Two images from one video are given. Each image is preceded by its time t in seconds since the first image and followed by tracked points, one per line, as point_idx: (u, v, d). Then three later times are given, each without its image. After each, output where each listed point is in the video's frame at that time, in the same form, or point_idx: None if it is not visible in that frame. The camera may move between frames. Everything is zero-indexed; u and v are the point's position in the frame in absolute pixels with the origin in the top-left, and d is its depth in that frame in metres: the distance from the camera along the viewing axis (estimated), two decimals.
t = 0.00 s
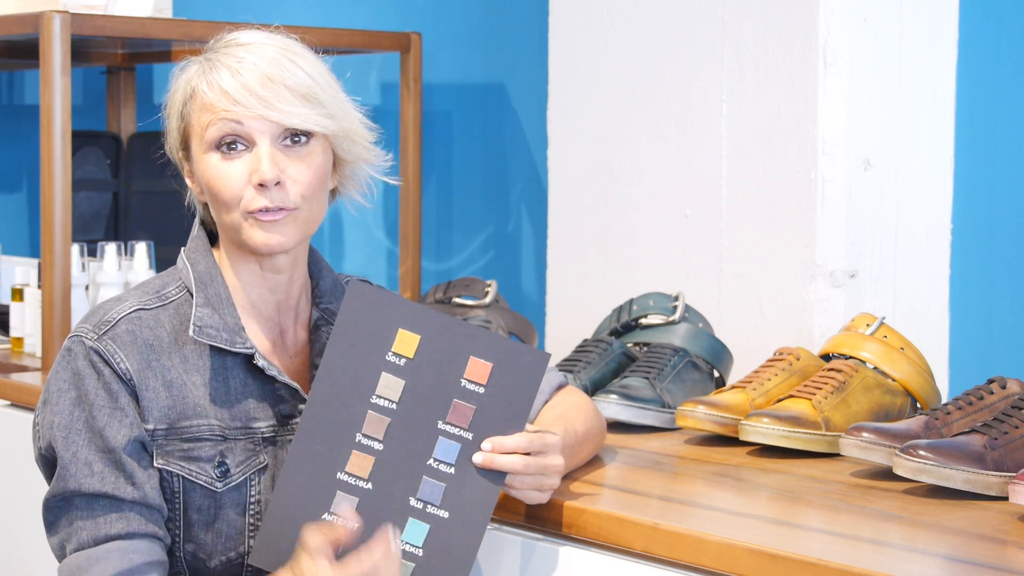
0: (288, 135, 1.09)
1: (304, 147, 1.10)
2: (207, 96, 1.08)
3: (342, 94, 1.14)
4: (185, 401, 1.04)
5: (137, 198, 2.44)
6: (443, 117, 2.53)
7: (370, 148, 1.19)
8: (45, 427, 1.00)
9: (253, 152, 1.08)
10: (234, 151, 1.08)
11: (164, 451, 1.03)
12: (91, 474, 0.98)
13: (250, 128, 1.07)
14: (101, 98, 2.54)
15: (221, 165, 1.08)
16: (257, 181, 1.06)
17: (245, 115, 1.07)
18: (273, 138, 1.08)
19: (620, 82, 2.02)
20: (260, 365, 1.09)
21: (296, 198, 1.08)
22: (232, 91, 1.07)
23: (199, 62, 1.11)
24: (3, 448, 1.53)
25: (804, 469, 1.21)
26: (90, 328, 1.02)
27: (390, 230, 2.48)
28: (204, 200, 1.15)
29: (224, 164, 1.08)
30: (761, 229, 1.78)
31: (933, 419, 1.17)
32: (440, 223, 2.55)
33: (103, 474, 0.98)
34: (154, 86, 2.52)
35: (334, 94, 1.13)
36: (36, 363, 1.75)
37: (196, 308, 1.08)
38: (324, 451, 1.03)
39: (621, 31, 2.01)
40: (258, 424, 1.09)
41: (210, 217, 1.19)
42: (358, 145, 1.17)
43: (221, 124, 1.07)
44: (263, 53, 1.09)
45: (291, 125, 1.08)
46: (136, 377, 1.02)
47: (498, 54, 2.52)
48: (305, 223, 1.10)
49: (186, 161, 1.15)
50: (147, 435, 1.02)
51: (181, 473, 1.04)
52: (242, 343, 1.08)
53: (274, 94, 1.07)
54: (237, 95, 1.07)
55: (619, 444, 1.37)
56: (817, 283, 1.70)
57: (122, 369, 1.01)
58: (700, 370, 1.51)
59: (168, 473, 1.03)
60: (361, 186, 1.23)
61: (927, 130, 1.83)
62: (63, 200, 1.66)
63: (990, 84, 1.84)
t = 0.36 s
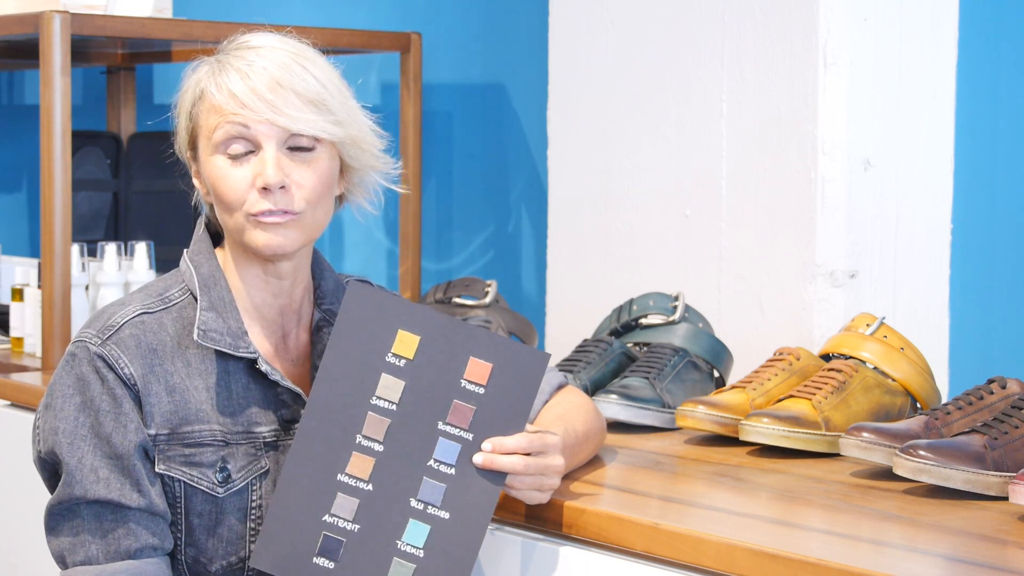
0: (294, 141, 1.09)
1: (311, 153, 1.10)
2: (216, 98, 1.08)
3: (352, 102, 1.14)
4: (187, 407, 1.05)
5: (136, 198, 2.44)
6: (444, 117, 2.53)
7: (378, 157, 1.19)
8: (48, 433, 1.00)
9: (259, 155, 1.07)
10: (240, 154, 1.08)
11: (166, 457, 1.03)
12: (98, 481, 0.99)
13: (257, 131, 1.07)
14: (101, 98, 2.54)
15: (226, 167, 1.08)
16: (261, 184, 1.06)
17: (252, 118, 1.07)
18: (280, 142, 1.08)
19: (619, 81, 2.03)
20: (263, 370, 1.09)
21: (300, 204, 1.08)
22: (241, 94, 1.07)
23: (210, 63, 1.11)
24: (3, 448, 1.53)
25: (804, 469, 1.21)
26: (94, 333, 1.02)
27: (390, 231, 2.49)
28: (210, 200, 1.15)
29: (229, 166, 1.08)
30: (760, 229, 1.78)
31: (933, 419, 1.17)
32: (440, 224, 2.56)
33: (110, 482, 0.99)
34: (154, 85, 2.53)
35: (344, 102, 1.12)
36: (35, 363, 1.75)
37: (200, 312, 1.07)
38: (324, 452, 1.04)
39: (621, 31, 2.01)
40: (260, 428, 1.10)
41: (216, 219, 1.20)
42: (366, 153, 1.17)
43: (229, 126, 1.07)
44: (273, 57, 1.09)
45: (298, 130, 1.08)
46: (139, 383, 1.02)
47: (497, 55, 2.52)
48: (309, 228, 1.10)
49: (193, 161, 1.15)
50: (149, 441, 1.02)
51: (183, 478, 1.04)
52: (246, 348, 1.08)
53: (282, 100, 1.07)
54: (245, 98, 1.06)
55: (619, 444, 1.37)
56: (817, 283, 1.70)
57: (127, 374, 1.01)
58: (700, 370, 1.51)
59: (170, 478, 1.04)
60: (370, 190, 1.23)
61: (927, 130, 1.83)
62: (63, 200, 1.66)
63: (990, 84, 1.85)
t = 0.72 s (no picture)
0: (315, 140, 1.10)
1: (329, 154, 1.12)
2: (241, 92, 1.08)
3: (367, 107, 1.16)
4: (179, 397, 1.04)
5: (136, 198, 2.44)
6: (443, 116, 2.53)
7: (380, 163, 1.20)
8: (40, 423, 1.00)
9: (282, 152, 1.08)
10: (261, 150, 1.08)
11: (158, 446, 1.03)
12: (85, 466, 0.98)
13: (282, 129, 1.08)
14: (101, 98, 2.53)
15: (246, 160, 1.08)
16: (285, 183, 1.07)
17: (279, 115, 1.07)
18: (303, 142, 1.09)
19: (619, 82, 2.03)
20: (257, 362, 1.09)
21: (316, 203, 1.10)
22: (269, 91, 1.07)
23: (231, 55, 1.10)
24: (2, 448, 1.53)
25: (804, 469, 1.21)
26: (85, 324, 1.02)
27: (390, 231, 2.49)
28: (213, 191, 1.14)
29: (249, 160, 1.08)
30: (761, 230, 1.78)
31: (933, 419, 1.17)
32: (440, 224, 2.56)
33: (97, 467, 0.98)
34: (154, 85, 2.53)
35: (361, 107, 1.14)
36: (35, 363, 1.75)
37: (192, 305, 1.08)
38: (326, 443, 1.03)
39: (621, 31, 2.01)
40: (254, 420, 1.10)
41: (215, 218, 1.21)
42: (372, 158, 1.18)
43: (253, 121, 1.07)
44: (303, 56, 1.09)
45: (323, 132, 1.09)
46: (130, 373, 1.02)
47: (496, 54, 2.52)
48: (321, 228, 1.11)
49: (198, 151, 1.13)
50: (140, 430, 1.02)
51: (174, 468, 1.04)
52: (238, 339, 1.08)
53: (311, 99, 1.08)
54: (276, 95, 1.07)
55: (619, 444, 1.37)
56: (817, 283, 1.70)
57: (117, 364, 1.01)
58: (700, 370, 1.51)
59: (162, 468, 1.03)
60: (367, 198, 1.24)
61: (928, 129, 1.83)
62: (63, 199, 1.66)
63: (990, 84, 1.85)
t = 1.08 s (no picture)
0: (327, 156, 1.10)
1: (340, 172, 1.11)
2: (261, 97, 1.08)
3: (390, 133, 1.15)
4: (169, 399, 1.05)
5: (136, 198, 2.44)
6: (443, 116, 2.53)
7: (400, 191, 1.19)
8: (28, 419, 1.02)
9: (290, 162, 1.08)
10: (272, 157, 1.08)
11: (147, 448, 1.03)
12: (51, 470, 0.99)
13: (295, 140, 1.07)
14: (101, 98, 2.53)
15: (255, 165, 1.08)
16: (289, 194, 1.06)
17: (294, 125, 1.07)
18: (315, 156, 1.09)
19: (619, 82, 2.03)
20: (252, 362, 1.09)
21: (320, 219, 1.09)
22: (289, 99, 1.07)
23: (259, 59, 1.11)
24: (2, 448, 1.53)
25: (804, 469, 1.21)
26: (77, 323, 1.03)
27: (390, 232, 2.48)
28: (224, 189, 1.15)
29: (258, 165, 1.08)
30: (761, 230, 1.78)
31: (933, 419, 1.17)
32: (441, 224, 2.55)
33: (63, 471, 0.99)
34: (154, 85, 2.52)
35: (382, 132, 1.14)
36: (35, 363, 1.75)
37: (188, 303, 1.08)
38: (327, 440, 1.04)
39: (621, 31, 2.01)
40: (248, 421, 1.09)
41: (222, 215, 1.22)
42: (389, 185, 1.17)
43: (268, 127, 1.07)
44: (327, 70, 1.10)
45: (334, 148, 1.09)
46: (117, 375, 1.02)
47: (497, 55, 2.53)
48: (320, 247, 1.10)
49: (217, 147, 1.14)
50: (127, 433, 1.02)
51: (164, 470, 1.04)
52: (234, 339, 1.08)
53: (327, 114, 1.08)
54: (293, 104, 1.07)
55: (619, 444, 1.37)
56: (817, 283, 1.70)
57: (104, 364, 1.01)
58: (700, 370, 1.51)
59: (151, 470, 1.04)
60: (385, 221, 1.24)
61: (928, 129, 1.83)
62: (63, 199, 1.66)
63: (990, 84, 1.84)
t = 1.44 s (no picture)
0: (328, 143, 1.11)
1: (341, 159, 1.12)
2: (256, 92, 1.08)
3: (379, 113, 1.17)
4: (176, 402, 1.04)
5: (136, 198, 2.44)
6: (443, 117, 2.53)
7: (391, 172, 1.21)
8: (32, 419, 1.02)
9: (295, 154, 1.08)
10: (275, 151, 1.08)
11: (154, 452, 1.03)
12: (52, 473, 0.99)
13: (298, 130, 1.08)
14: (101, 98, 2.53)
15: (260, 162, 1.08)
16: (300, 185, 1.06)
17: (295, 115, 1.08)
18: (317, 145, 1.10)
19: (619, 82, 2.03)
20: (258, 365, 1.09)
21: (330, 207, 1.09)
22: (286, 90, 1.08)
23: (244, 57, 1.11)
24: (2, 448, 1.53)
25: (805, 469, 1.21)
26: (82, 328, 1.03)
27: (390, 230, 2.48)
28: (221, 193, 1.14)
29: (262, 162, 1.08)
30: (761, 230, 1.78)
31: (933, 419, 1.17)
32: (441, 225, 2.56)
33: (65, 474, 0.99)
34: (154, 85, 2.52)
35: (373, 113, 1.15)
36: (35, 363, 1.75)
37: (193, 307, 1.08)
38: (326, 445, 1.04)
39: (621, 31, 2.01)
40: (255, 424, 1.09)
41: (222, 219, 1.21)
42: (384, 165, 1.19)
43: (268, 121, 1.08)
44: (318, 57, 1.11)
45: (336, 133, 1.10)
46: (124, 379, 1.02)
47: (497, 55, 2.52)
48: (330, 236, 1.10)
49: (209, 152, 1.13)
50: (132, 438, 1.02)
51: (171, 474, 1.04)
52: (239, 342, 1.08)
53: (325, 100, 1.09)
54: (291, 95, 1.08)
55: (619, 444, 1.37)
56: (817, 283, 1.70)
57: (111, 368, 1.01)
58: (700, 370, 1.51)
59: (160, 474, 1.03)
60: (377, 204, 1.24)
61: (928, 129, 1.83)
62: (63, 199, 1.66)
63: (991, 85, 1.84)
